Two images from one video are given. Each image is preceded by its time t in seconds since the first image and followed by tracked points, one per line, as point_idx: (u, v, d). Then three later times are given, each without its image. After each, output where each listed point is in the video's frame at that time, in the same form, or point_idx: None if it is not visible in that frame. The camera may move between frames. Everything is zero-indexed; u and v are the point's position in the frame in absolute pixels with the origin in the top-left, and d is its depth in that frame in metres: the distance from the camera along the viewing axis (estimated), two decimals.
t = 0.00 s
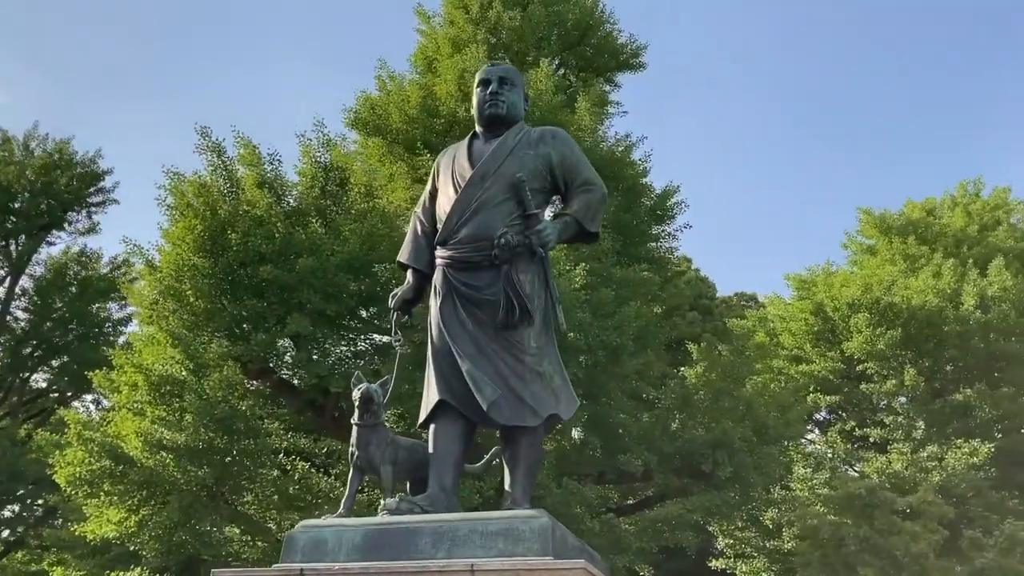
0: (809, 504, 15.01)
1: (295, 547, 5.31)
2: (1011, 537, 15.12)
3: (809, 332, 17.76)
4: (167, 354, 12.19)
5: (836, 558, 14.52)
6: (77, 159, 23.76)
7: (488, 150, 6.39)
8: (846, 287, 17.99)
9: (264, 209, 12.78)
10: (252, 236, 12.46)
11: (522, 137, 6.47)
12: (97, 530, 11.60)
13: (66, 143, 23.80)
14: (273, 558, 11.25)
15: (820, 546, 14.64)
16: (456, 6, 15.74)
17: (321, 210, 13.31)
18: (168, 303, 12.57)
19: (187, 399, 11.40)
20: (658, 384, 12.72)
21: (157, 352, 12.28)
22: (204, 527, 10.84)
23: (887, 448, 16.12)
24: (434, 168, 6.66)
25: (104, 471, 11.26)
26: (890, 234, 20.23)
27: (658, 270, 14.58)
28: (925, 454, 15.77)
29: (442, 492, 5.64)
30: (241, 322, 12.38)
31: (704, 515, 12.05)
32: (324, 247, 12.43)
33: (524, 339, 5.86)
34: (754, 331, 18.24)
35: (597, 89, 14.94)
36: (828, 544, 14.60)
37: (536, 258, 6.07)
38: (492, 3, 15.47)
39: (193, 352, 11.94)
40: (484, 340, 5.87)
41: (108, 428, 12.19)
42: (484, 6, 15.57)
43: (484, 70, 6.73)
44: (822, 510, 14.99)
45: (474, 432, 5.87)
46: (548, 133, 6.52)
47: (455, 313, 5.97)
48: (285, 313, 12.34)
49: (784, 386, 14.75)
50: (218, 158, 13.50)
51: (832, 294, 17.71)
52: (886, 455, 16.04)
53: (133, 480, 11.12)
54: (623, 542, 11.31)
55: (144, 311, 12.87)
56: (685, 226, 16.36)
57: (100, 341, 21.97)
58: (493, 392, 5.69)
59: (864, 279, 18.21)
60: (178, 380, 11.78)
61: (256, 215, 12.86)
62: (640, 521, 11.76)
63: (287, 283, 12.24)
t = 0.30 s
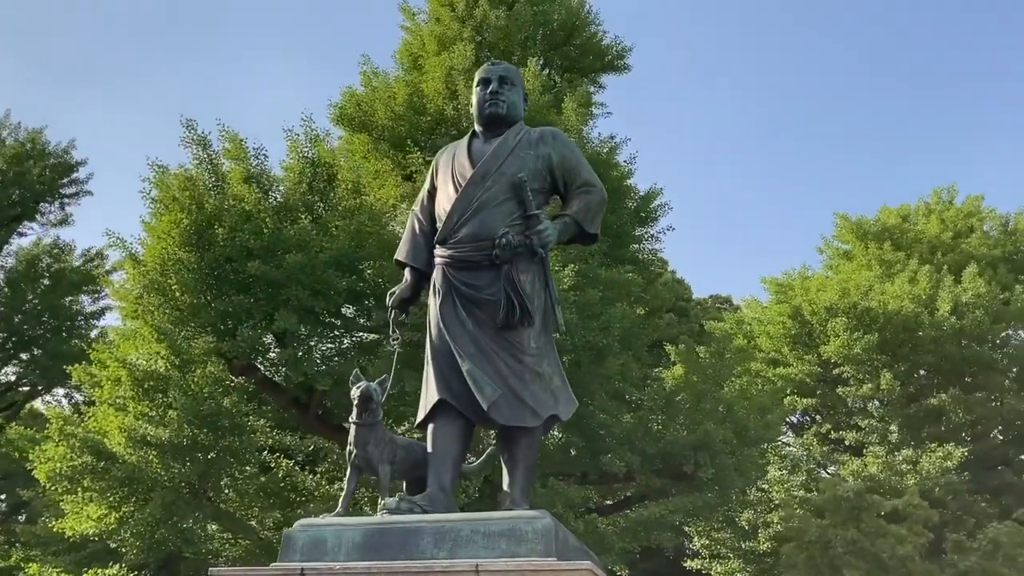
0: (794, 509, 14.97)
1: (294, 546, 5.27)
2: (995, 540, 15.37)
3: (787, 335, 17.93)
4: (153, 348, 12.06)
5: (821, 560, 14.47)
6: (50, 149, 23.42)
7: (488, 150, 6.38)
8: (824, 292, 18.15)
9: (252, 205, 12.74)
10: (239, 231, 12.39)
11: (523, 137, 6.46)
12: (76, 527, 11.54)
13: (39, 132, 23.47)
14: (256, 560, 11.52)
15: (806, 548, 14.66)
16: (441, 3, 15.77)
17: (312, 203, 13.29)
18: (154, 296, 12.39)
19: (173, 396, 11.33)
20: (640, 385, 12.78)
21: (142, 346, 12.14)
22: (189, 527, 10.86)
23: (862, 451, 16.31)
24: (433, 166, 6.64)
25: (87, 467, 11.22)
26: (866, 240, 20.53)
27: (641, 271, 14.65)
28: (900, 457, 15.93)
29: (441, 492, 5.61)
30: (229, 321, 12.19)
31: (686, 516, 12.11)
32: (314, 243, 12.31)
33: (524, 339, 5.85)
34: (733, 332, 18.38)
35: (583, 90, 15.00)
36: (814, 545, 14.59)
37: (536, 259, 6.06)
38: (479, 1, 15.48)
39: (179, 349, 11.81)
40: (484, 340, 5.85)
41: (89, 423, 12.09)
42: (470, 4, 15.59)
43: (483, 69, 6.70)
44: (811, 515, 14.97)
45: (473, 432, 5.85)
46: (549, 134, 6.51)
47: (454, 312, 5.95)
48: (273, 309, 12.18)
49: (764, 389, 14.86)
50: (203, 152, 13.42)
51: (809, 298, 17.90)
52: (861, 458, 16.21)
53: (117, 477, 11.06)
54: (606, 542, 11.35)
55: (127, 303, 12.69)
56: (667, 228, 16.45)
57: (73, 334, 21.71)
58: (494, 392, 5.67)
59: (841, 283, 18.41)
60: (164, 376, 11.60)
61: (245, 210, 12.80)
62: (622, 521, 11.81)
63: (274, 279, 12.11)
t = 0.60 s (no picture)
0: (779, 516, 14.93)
1: (291, 545, 5.24)
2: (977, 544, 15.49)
3: (765, 339, 18.05)
4: (141, 346, 12.03)
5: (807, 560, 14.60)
6: (24, 139, 23.13)
7: (488, 149, 6.38)
8: (803, 295, 18.25)
9: (240, 199, 12.72)
10: (227, 226, 12.39)
11: (522, 137, 6.46)
12: (56, 522, 11.54)
13: (14, 123, 23.20)
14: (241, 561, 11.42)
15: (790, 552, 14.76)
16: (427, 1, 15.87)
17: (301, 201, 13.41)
18: (140, 291, 12.34)
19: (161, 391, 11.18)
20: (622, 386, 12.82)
21: (128, 343, 12.15)
22: (174, 525, 10.79)
23: (838, 454, 16.50)
24: (431, 165, 6.65)
25: (69, 462, 11.15)
26: (841, 244, 20.93)
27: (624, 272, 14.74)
28: (876, 460, 16.11)
29: (439, 491, 5.60)
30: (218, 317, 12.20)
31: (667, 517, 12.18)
32: (303, 240, 12.36)
33: (524, 340, 5.87)
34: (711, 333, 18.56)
35: (569, 91, 15.05)
36: (801, 548, 14.68)
37: (536, 259, 6.07)
38: None
39: (164, 345, 11.78)
40: (484, 340, 5.85)
41: (71, 418, 12.06)
42: (457, 2, 15.64)
43: (482, 68, 6.70)
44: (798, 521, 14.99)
45: (471, 432, 5.85)
46: (548, 134, 6.52)
47: (454, 312, 5.94)
48: (260, 304, 12.17)
49: (744, 390, 14.99)
50: (189, 146, 13.41)
51: (787, 302, 18.05)
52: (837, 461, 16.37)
53: (100, 473, 11.03)
54: (588, 543, 11.39)
55: (110, 298, 12.52)
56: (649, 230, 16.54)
57: (46, 327, 21.50)
58: (493, 392, 5.67)
59: (819, 287, 18.60)
60: (148, 372, 11.70)
61: (233, 205, 12.76)
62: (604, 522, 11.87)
63: (263, 275, 12.11)
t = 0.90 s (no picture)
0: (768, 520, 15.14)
1: (293, 545, 5.21)
2: (964, 547, 15.03)
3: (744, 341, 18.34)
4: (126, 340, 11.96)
5: (794, 562, 14.76)
6: None
7: (491, 150, 6.36)
8: (782, 298, 18.47)
9: (230, 195, 12.77)
10: (216, 220, 12.36)
11: (524, 138, 6.45)
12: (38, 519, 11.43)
13: None
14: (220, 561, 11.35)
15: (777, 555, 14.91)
16: None
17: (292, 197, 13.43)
18: (126, 284, 12.23)
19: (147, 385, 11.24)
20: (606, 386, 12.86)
21: (114, 337, 12.01)
22: (158, 521, 10.66)
23: (815, 457, 16.69)
24: (431, 164, 6.63)
25: (52, 457, 10.96)
26: (817, 249, 21.26)
27: (608, 274, 14.83)
28: (853, 464, 16.34)
29: (440, 492, 5.59)
30: (204, 313, 12.19)
31: (649, 518, 12.22)
32: (292, 236, 12.35)
33: (525, 342, 5.87)
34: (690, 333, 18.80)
35: (555, 92, 15.13)
36: (788, 550, 14.85)
37: (538, 261, 6.07)
38: None
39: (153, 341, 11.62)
40: (485, 342, 5.84)
41: (53, 414, 12.00)
42: None
43: (484, 68, 6.68)
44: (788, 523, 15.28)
45: (471, 433, 5.84)
46: (550, 135, 6.52)
47: (456, 313, 5.92)
48: (248, 301, 12.15)
49: (724, 392, 15.15)
50: (176, 138, 13.39)
51: (766, 305, 18.32)
52: (814, 463, 16.57)
53: (86, 468, 10.87)
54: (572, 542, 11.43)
55: (95, 292, 12.53)
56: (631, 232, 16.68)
57: (20, 321, 21.25)
58: (495, 394, 5.67)
59: (797, 291, 18.82)
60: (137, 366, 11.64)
61: (222, 200, 12.81)
62: (587, 521, 11.92)
63: (252, 271, 12.07)
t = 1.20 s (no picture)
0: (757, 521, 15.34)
1: (294, 545, 5.18)
2: (947, 551, 14.28)
3: (723, 343, 18.55)
4: (111, 334, 11.88)
5: (781, 565, 14.59)
6: None
7: (493, 151, 6.36)
8: (761, 301, 18.65)
9: (220, 190, 12.80)
10: (206, 216, 12.28)
11: (526, 140, 6.45)
12: (20, 514, 11.41)
13: None
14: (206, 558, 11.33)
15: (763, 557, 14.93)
16: None
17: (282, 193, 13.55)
18: (114, 279, 12.13)
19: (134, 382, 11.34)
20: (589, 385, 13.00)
21: (99, 331, 12.05)
22: (142, 518, 10.62)
23: (792, 459, 16.86)
24: (430, 164, 6.62)
25: (36, 453, 10.93)
26: (795, 253, 21.48)
27: (592, 275, 14.90)
28: (830, 467, 16.53)
29: (441, 493, 5.59)
30: (192, 309, 12.16)
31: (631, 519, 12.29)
32: (282, 233, 12.36)
33: (526, 344, 5.88)
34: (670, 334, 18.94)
35: (543, 93, 15.19)
36: (775, 553, 14.74)
37: (539, 263, 6.08)
38: None
39: (140, 337, 11.69)
40: (487, 343, 5.85)
41: (37, 409, 12.00)
42: None
43: (485, 68, 6.66)
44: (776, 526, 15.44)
45: (471, 434, 5.84)
46: (551, 138, 6.52)
47: (457, 314, 5.92)
48: (237, 297, 12.11)
49: (705, 393, 15.27)
50: (163, 132, 13.37)
51: (745, 307, 18.52)
52: (791, 465, 16.74)
53: (70, 465, 10.85)
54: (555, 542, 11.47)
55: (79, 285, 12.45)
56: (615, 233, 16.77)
57: None
58: (497, 396, 5.68)
59: (775, 293, 19.03)
60: (124, 362, 11.62)
61: (212, 195, 12.84)
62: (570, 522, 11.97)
63: (241, 267, 12.06)
